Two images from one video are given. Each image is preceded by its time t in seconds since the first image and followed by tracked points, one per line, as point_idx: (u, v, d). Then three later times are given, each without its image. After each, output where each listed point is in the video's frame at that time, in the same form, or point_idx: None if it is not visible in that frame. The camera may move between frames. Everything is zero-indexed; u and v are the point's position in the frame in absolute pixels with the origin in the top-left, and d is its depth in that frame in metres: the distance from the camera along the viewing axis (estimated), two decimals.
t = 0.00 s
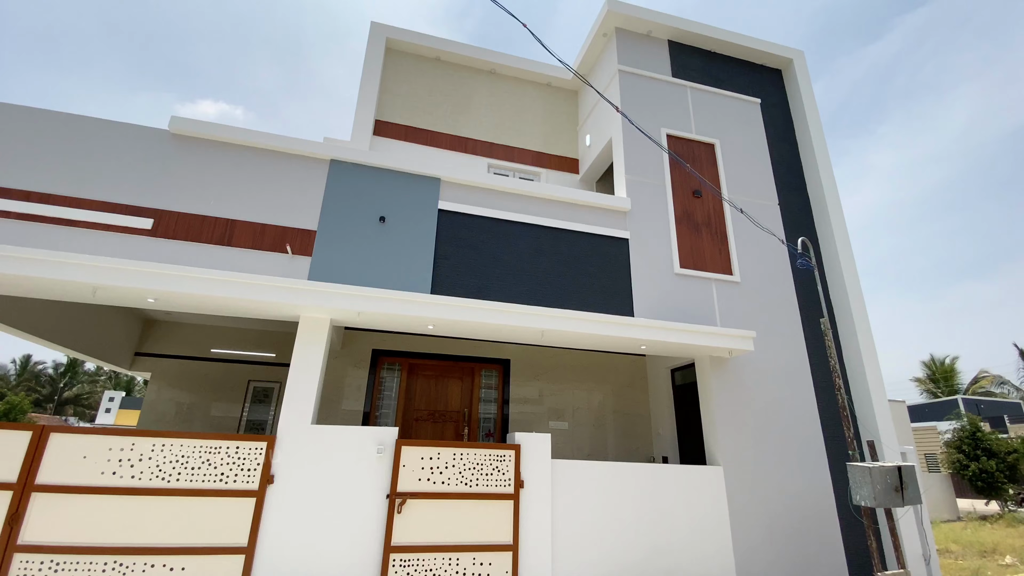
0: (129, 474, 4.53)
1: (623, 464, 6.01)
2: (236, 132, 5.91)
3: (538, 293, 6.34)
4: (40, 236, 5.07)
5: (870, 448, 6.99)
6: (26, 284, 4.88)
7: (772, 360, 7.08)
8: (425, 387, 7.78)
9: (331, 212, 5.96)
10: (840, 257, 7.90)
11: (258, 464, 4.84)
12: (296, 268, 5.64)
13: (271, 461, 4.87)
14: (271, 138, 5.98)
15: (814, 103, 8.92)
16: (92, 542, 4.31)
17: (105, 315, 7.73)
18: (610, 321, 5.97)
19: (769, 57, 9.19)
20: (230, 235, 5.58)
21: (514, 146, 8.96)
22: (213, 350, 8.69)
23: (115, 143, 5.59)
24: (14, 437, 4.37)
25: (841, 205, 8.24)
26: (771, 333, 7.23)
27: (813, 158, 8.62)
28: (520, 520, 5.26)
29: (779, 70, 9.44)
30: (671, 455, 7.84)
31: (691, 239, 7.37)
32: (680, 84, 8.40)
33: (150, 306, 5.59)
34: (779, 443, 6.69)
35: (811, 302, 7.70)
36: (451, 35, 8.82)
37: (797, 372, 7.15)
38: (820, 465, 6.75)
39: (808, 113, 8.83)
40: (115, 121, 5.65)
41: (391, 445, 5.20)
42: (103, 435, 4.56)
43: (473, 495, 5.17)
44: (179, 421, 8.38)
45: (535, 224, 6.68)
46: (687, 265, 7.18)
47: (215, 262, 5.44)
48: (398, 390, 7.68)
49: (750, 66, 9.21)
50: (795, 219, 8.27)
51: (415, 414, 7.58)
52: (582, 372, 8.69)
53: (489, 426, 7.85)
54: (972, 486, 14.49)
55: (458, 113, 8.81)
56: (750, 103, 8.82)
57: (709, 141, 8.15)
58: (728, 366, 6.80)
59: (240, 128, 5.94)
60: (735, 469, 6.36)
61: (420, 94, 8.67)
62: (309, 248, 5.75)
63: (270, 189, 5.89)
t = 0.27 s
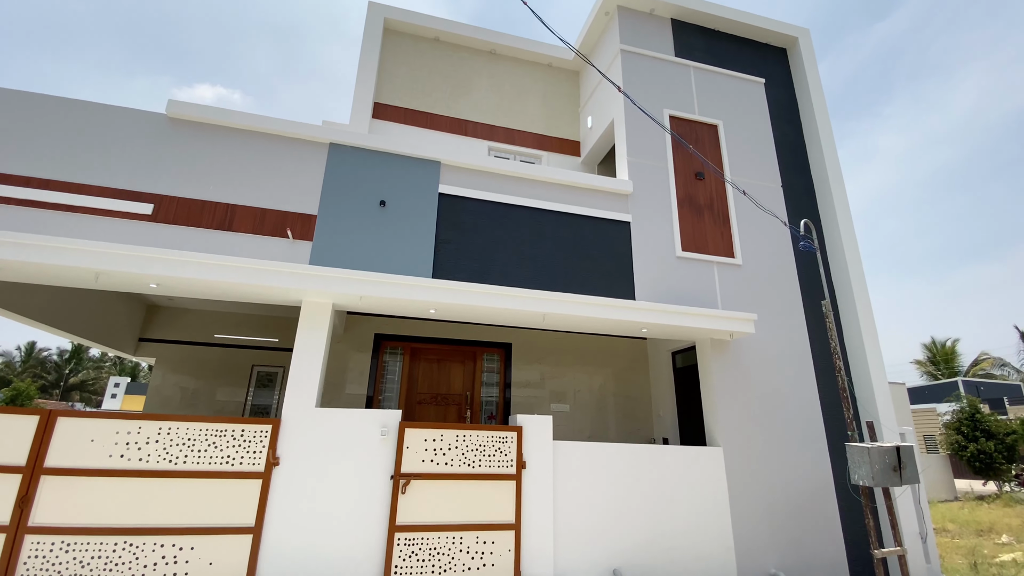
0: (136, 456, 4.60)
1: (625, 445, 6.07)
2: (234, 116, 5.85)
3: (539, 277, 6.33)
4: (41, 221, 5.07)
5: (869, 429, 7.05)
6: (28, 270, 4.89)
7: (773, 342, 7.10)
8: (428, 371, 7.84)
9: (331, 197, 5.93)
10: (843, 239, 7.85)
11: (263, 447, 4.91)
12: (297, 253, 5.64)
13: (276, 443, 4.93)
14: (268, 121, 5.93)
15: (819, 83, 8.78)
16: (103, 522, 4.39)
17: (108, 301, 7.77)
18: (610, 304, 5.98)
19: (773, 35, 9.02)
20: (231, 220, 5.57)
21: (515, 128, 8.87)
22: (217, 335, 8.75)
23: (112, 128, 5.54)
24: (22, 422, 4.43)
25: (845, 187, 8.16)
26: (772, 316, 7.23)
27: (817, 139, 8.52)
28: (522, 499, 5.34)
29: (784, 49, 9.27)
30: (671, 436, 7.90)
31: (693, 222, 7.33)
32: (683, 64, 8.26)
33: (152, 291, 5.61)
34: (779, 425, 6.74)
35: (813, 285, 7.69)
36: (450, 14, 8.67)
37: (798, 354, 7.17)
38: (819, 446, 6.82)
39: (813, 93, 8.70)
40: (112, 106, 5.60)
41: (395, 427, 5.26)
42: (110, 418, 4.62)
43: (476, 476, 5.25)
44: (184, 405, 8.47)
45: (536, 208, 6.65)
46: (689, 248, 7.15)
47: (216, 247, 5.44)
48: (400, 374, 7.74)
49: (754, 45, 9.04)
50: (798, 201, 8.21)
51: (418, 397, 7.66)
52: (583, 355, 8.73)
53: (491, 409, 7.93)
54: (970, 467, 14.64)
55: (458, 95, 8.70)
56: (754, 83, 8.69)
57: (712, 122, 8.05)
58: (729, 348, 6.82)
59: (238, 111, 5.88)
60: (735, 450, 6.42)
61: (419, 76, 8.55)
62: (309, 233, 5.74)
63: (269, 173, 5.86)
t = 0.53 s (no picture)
0: (144, 439, 4.67)
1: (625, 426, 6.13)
2: (231, 98, 5.79)
3: (541, 260, 6.32)
4: (41, 206, 5.06)
5: (869, 409, 7.10)
6: (30, 255, 4.90)
7: (774, 324, 7.11)
8: (430, 354, 7.89)
9: (331, 180, 5.90)
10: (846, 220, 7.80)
11: (268, 429, 4.97)
12: (298, 237, 5.63)
13: (281, 426, 4.99)
14: (266, 103, 5.86)
15: (825, 61, 8.62)
16: (113, 502, 4.48)
17: (111, 287, 7.80)
18: (611, 286, 5.98)
19: (779, 11, 8.82)
20: (231, 204, 5.55)
21: (516, 110, 8.76)
22: (220, 320, 8.79)
23: (109, 112, 5.49)
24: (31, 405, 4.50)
25: (849, 167, 8.07)
26: (774, 297, 7.23)
27: (822, 118, 8.39)
28: (524, 479, 5.41)
29: (789, 26, 9.08)
30: (672, 418, 7.94)
31: (695, 203, 7.27)
32: (686, 42, 8.11)
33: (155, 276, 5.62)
34: (779, 405, 6.79)
35: (815, 265, 7.66)
36: None
37: (799, 335, 7.18)
38: (819, 426, 6.87)
39: (819, 72, 8.54)
40: (108, 89, 5.54)
41: (398, 409, 5.31)
42: (117, 402, 4.68)
43: (479, 456, 5.32)
44: (189, 389, 8.55)
45: (537, 190, 6.60)
46: (691, 230, 7.11)
47: (217, 231, 5.43)
48: (403, 357, 7.80)
49: (759, 21, 8.86)
50: (802, 182, 8.13)
51: (421, 380, 7.72)
52: (584, 338, 8.76)
53: (494, 391, 8.00)
54: (969, 447, 14.75)
55: (458, 75, 8.58)
56: (759, 61, 8.53)
57: (715, 102, 7.93)
58: (730, 330, 6.83)
59: (236, 93, 5.81)
60: (735, 430, 6.48)
61: (418, 57, 8.42)
62: (310, 216, 5.72)
63: (268, 157, 5.81)
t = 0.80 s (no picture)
0: (151, 421, 4.73)
1: (625, 407, 6.17)
2: (228, 80, 5.71)
3: (542, 242, 6.30)
4: (41, 191, 5.05)
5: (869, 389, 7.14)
6: (32, 240, 4.91)
7: (776, 305, 7.11)
8: (432, 337, 7.94)
9: (331, 163, 5.86)
10: (850, 200, 7.73)
11: (273, 411, 5.03)
12: (298, 220, 5.61)
13: (285, 408, 5.04)
14: (263, 84, 5.79)
15: (831, 37, 8.43)
16: (123, 482, 4.57)
17: (114, 272, 7.83)
18: (613, 268, 5.97)
19: None
20: (230, 187, 5.52)
21: (516, 90, 8.64)
22: (223, 304, 8.84)
23: (104, 94, 5.43)
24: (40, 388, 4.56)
25: (854, 146, 7.97)
26: (776, 278, 7.21)
27: (827, 96, 8.25)
28: (526, 458, 5.48)
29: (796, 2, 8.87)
30: (672, 398, 8.02)
31: (698, 184, 7.21)
32: (690, 19, 7.94)
33: (156, 260, 5.63)
34: (780, 386, 6.82)
35: (817, 246, 7.62)
36: None
37: (800, 316, 7.18)
38: (818, 406, 6.92)
39: (825, 48, 8.37)
40: (103, 72, 5.47)
41: (401, 391, 5.36)
42: (123, 385, 4.73)
43: (481, 436, 5.38)
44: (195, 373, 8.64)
45: (538, 172, 6.54)
46: (693, 211, 7.06)
47: (217, 215, 5.41)
48: (405, 340, 7.84)
49: None
50: (806, 161, 8.04)
51: (423, 362, 7.78)
52: (585, 320, 8.78)
53: (496, 373, 8.06)
54: (968, 427, 14.85)
55: (457, 55, 8.44)
56: (764, 38, 8.36)
57: (719, 80, 7.80)
58: (731, 312, 6.83)
59: (232, 75, 5.73)
60: (735, 411, 6.54)
61: (417, 36, 8.28)
62: (310, 199, 5.70)
63: (267, 139, 5.76)
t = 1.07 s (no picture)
0: (157, 402, 4.79)
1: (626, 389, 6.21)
2: (224, 60, 5.64)
3: (543, 224, 6.27)
4: (40, 175, 5.03)
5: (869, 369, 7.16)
6: (33, 224, 4.92)
7: (778, 286, 7.09)
8: (434, 320, 7.97)
9: (330, 145, 5.81)
10: (854, 180, 7.64)
11: (277, 392, 5.08)
12: (298, 203, 5.59)
13: (289, 389, 5.09)
14: (260, 65, 5.71)
15: (839, 13, 8.25)
16: (131, 463, 4.64)
17: (117, 257, 7.85)
18: (614, 250, 5.95)
19: None
20: (230, 170, 5.49)
21: (517, 69, 8.51)
22: (226, 289, 8.87)
23: (100, 76, 5.37)
24: (46, 371, 4.61)
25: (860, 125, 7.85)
26: (779, 260, 7.18)
27: (833, 74, 8.10)
28: (528, 438, 5.54)
29: None
30: (673, 380, 8.07)
31: (701, 165, 7.14)
32: None
33: (158, 244, 5.63)
34: (780, 368, 6.85)
35: (821, 227, 7.57)
36: None
37: (802, 298, 7.17)
38: (819, 387, 6.95)
39: (832, 25, 8.19)
40: (98, 53, 5.40)
41: (404, 372, 5.40)
42: (129, 367, 4.78)
43: (483, 417, 5.43)
44: (199, 357, 8.72)
45: (539, 153, 6.48)
46: (696, 192, 7.00)
47: (217, 198, 5.40)
48: (408, 323, 7.88)
49: None
50: (810, 141, 7.93)
51: (426, 345, 7.83)
52: (587, 303, 8.79)
53: (498, 356, 8.10)
54: (969, 409, 14.92)
55: (457, 34, 8.30)
56: (770, 14, 8.18)
57: (723, 58, 7.66)
58: (733, 294, 6.83)
59: (228, 55, 5.66)
60: (736, 392, 6.57)
61: (415, 14, 8.13)
62: (310, 182, 5.66)
63: (265, 121, 5.71)
